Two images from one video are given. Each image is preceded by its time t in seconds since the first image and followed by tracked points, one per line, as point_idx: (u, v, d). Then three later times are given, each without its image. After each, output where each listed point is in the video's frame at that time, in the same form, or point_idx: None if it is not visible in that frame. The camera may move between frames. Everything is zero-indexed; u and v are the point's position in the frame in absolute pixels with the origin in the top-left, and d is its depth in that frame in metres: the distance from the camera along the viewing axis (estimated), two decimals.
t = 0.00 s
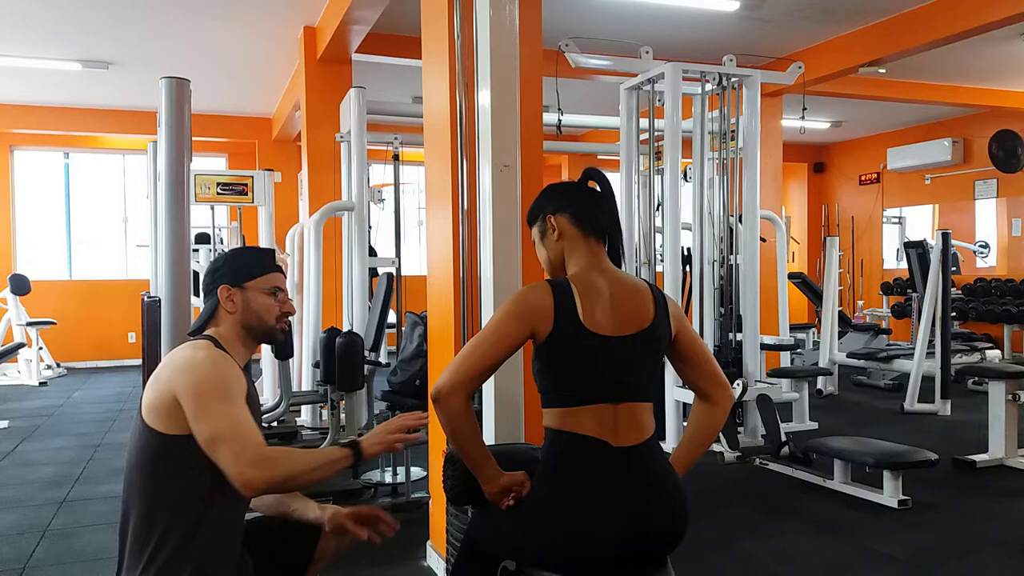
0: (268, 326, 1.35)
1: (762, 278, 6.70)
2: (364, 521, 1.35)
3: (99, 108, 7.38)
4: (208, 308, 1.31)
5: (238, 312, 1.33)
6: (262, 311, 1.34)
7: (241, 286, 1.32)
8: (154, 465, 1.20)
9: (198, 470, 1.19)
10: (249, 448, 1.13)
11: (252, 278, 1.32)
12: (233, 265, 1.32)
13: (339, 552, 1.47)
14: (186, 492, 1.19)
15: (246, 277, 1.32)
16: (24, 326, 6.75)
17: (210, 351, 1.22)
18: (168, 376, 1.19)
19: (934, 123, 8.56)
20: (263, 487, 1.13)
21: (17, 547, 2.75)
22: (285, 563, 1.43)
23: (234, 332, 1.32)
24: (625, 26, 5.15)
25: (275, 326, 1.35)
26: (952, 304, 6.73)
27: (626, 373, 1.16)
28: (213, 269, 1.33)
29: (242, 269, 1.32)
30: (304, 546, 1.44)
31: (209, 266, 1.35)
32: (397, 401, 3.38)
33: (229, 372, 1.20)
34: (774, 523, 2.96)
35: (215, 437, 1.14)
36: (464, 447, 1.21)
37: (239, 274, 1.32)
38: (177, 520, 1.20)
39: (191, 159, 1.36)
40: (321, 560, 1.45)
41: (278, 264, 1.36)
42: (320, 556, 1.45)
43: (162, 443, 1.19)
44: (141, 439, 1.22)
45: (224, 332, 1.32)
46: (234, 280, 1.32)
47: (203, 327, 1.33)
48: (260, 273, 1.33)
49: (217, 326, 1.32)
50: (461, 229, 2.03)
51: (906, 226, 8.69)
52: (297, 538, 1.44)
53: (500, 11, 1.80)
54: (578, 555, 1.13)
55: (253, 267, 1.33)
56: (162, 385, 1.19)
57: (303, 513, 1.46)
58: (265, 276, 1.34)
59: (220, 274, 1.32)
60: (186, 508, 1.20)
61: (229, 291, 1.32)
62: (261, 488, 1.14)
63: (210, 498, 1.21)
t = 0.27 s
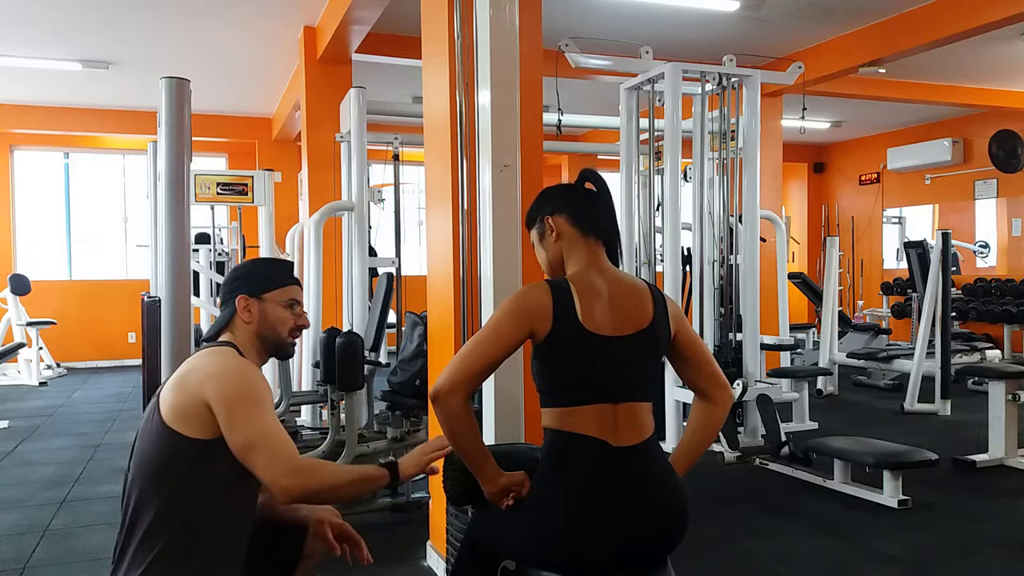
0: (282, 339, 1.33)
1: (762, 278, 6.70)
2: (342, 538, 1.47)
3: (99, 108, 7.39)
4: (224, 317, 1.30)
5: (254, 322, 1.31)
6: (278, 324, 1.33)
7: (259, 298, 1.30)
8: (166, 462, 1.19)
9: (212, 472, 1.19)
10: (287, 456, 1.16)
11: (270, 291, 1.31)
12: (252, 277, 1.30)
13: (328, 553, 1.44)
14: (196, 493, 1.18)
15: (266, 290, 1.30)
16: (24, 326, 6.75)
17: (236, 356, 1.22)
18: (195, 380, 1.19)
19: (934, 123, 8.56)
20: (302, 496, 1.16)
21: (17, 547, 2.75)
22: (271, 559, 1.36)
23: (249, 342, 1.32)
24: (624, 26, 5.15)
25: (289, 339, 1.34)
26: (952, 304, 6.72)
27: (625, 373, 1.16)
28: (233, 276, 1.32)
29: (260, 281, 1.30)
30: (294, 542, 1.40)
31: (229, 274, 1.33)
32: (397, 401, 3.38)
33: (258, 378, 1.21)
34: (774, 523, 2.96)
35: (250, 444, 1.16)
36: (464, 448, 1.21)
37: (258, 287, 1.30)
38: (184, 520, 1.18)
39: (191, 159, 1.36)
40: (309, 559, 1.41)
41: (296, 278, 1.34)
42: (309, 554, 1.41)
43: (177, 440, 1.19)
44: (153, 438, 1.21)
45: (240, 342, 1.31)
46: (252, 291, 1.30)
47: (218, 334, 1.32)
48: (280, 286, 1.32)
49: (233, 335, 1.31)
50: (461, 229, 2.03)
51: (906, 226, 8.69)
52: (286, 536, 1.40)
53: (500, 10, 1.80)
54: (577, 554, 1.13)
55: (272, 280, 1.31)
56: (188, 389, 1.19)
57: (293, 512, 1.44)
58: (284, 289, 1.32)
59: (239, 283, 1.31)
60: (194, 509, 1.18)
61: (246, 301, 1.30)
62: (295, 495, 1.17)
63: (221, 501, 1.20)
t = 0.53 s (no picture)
0: (287, 338, 1.33)
1: (762, 278, 6.70)
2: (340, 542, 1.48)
3: (99, 108, 7.39)
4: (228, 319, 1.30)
5: (257, 322, 1.31)
6: (282, 323, 1.32)
7: (261, 298, 1.30)
8: (167, 463, 1.18)
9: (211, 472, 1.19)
10: (278, 463, 1.15)
11: (272, 291, 1.31)
12: (254, 277, 1.30)
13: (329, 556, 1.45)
14: (195, 495, 1.18)
15: (268, 288, 1.30)
16: (24, 326, 6.75)
17: (240, 361, 1.22)
18: (197, 382, 1.19)
19: (934, 122, 8.56)
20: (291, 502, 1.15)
21: (17, 547, 2.75)
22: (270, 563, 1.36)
23: (254, 342, 1.31)
24: (624, 26, 5.15)
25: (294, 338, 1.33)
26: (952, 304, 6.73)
27: (625, 372, 1.16)
28: (234, 279, 1.32)
29: (261, 280, 1.30)
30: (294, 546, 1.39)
31: (231, 277, 1.33)
32: (397, 401, 3.38)
33: (259, 385, 1.20)
34: (773, 523, 2.96)
35: (244, 449, 1.15)
36: (463, 448, 1.21)
37: (260, 286, 1.30)
38: (184, 521, 1.18)
39: (191, 159, 1.36)
40: (309, 562, 1.41)
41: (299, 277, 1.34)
42: (309, 557, 1.41)
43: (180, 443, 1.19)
44: (155, 440, 1.21)
45: (246, 342, 1.31)
46: (254, 292, 1.30)
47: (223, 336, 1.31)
48: (281, 285, 1.32)
49: (236, 337, 1.30)
50: (461, 228, 2.03)
51: (906, 226, 8.69)
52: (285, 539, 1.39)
53: (500, 10, 1.80)
54: (576, 554, 1.13)
55: (274, 280, 1.31)
56: (190, 391, 1.19)
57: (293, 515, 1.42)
58: (287, 288, 1.32)
59: (241, 285, 1.31)
60: (193, 510, 1.18)
61: (248, 302, 1.30)
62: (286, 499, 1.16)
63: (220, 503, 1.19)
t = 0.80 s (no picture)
0: (268, 315, 1.34)
1: (762, 278, 6.70)
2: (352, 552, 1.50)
3: (99, 108, 7.38)
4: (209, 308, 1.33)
5: (237, 307, 1.33)
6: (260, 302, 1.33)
7: (234, 282, 1.32)
8: (168, 458, 1.19)
9: (205, 451, 1.20)
10: (265, 426, 1.14)
11: (243, 272, 1.32)
12: (226, 264, 1.32)
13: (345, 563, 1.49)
14: (193, 474, 1.19)
15: (237, 271, 1.32)
16: (24, 326, 6.74)
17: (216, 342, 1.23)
18: (176, 371, 1.20)
19: (934, 123, 8.56)
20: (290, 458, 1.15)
21: (17, 547, 2.75)
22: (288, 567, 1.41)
23: (238, 327, 1.33)
24: (624, 26, 5.15)
25: (275, 314, 1.34)
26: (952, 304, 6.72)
27: (626, 373, 1.16)
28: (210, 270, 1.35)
29: (234, 265, 1.32)
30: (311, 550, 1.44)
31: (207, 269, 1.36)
32: (397, 401, 3.38)
33: (235, 359, 1.21)
34: (773, 523, 2.96)
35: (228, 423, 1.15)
36: (463, 448, 1.21)
37: (232, 271, 1.32)
38: (187, 502, 1.20)
39: (192, 159, 1.36)
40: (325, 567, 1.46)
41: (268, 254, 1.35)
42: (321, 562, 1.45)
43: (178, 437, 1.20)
44: (149, 429, 1.22)
45: (230, 328, 1.33)
46: (226, 276, 1.32)
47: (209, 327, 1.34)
48: (247, 263, 1.33)
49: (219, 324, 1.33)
50: (460, 229, 2.03)
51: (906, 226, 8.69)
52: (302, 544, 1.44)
53: (500, 10, 1.80)
54: (576, 555, 1.13)
55: (243, 261, 1.32)
56: (170, 380, 1.20)
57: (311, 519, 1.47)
58: (257, 267, 1.33)
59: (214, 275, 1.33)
60: (193, 490, 1.19)
61: (223, 288, 1.32)
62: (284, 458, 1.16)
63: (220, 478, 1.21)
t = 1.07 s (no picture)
0: (247, 295, 1.34)
1: (762, 278, 6.70)
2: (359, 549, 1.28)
3: (99, 108, 7.39)
4: (187, 287, 1.33)
5: (215, 286, 1.32)
6: (240, 280, 1.33)
7: (213, 261, 1.32)
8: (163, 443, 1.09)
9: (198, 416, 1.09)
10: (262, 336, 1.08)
11: (222, 251, 1.32)
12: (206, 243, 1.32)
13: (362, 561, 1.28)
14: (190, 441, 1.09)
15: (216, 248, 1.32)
16: (24, 326, 6.74)
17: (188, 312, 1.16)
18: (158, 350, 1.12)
19: (934, 123, 8.56)
20: (305, 355, 1.09)
21: (16, 547, 2.75)
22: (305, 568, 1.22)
23: (216, 305, 1.33)
24: (624, 26, 5.15)
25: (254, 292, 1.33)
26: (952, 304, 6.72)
27: (626, 373, 1.16)
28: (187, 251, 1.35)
29: (214, 244, 1.32)
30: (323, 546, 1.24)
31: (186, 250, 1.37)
32: (397, 401, 3.38)
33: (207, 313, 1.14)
34: (773, 523, 2.96)
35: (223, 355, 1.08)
36: (463, 447, 1.21)
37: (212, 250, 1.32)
38: (190, 487, 1.09)
39: (192, 159, 1.36)
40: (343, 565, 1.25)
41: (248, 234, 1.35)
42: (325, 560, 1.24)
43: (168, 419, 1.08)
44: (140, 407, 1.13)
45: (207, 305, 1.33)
46: (204, 256, 1.32)
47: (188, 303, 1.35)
48: (228, 242, 1.33)
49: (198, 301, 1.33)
50: (461, 228, 2.03)
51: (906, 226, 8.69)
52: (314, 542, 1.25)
53: (500, 11, 1.80)
54: (576, 555, 1.13)
55: (221, 239, 1.33)
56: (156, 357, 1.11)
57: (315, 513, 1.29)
58: (235, 246, 1.33)
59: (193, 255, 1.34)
60: (194, 474, 1.09)
61: (202, 268, 1.32)
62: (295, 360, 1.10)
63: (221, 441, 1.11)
